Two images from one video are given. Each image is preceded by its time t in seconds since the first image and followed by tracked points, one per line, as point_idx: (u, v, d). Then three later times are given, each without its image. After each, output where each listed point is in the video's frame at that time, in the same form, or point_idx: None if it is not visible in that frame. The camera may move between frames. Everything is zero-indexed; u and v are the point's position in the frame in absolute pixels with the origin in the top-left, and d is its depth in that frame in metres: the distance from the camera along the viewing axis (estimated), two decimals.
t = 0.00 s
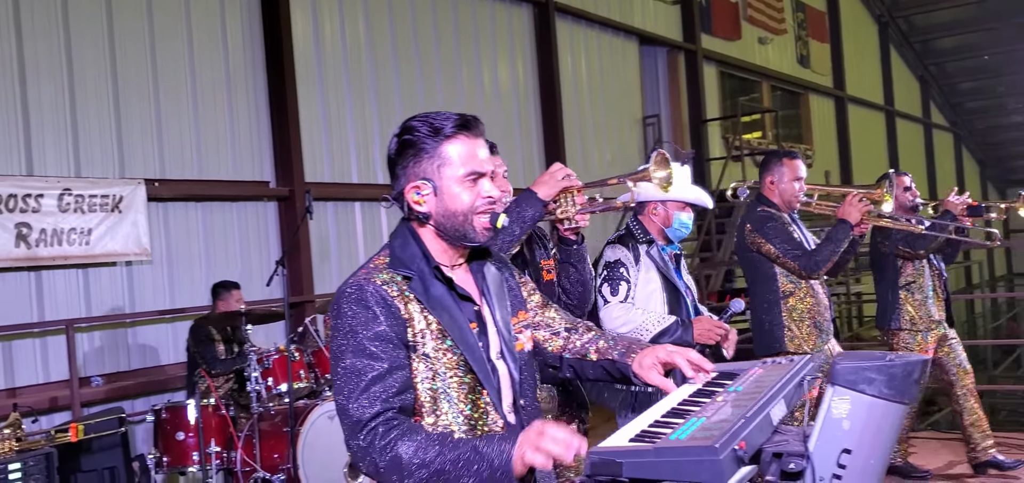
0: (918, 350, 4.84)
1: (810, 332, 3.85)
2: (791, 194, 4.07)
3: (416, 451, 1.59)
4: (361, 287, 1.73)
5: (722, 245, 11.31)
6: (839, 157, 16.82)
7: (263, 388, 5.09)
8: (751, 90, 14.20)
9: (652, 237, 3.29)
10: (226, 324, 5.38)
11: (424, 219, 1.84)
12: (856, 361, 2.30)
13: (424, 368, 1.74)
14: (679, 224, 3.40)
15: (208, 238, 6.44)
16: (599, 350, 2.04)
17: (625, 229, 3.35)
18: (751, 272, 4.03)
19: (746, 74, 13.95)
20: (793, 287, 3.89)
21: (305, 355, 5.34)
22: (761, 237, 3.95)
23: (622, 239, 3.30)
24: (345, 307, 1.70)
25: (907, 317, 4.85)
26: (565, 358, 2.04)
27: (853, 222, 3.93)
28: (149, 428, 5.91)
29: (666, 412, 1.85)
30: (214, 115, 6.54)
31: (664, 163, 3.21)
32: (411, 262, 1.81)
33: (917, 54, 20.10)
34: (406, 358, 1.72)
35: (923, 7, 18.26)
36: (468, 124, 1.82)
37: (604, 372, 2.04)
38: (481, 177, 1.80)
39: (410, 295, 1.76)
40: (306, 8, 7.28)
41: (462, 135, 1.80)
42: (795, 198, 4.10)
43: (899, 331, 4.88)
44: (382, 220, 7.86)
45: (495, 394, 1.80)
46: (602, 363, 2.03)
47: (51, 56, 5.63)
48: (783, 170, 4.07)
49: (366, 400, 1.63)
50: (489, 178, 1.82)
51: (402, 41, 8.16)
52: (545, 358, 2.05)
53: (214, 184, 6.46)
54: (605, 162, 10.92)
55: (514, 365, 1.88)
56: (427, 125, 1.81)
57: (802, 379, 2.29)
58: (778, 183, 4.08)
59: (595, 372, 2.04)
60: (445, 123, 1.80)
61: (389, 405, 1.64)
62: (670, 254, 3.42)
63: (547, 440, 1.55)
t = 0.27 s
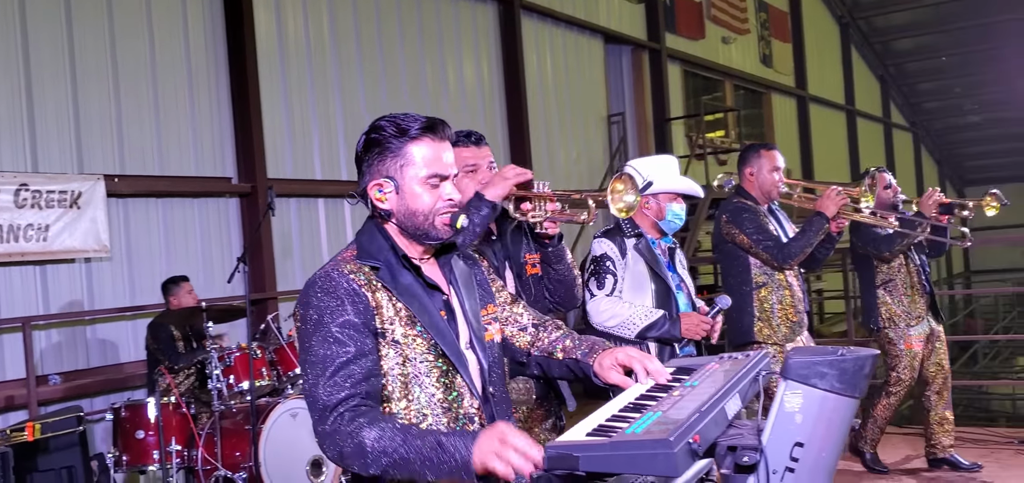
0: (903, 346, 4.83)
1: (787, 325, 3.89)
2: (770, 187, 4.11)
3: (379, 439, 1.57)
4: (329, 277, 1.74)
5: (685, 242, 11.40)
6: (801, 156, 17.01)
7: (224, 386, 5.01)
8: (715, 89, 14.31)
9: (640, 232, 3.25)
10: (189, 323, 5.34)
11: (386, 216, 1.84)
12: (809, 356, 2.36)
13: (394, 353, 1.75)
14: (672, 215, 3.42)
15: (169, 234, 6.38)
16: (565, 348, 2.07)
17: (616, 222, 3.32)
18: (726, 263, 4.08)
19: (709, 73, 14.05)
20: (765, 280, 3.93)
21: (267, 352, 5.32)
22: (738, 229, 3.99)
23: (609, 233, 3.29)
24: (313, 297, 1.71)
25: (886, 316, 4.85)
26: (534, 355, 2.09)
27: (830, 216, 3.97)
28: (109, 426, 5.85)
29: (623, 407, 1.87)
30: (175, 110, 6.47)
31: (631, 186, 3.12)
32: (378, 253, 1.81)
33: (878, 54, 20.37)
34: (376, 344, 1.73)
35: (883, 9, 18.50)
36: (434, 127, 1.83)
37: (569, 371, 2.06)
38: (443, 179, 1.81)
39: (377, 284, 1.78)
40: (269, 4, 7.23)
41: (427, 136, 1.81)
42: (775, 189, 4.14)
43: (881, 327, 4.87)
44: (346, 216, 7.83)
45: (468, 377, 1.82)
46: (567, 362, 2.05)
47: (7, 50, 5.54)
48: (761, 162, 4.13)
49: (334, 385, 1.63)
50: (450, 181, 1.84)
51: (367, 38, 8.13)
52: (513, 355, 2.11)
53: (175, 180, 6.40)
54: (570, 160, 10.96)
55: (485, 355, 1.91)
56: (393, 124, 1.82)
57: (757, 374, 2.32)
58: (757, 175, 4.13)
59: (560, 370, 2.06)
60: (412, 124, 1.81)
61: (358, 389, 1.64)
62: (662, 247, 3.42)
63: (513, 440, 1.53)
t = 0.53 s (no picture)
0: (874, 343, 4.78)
1: (751, 325, 3.93)
2: (729, 187, 4.09)
3: (350, 447, 1.61)
4: (304, 280, 1.74)
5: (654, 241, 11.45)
6: (769, 155, 17.16)
7: (190, 385, 4.99)
8: (684, 89, 14.39)
9: (616, 229, 3.31)
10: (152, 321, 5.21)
11: (364, 220, 1.82)
12: (770, 353, 2.42)
13: (364, 359, 1.74)
14: (651, 210, 3.42)
15: (135, 232, 6.31)
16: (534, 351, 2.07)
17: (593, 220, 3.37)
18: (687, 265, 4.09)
19: (678, 73, 14.12)
20: (728, 281, 3.97)
21: (234, 351, 5.28)
22: (700, 232, 4.00)
23: (585, 231, 3.31)
24: (286, 299, 1.71)
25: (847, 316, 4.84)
26: (505, 359, 2.07)
27: (792, 224, 3.99)
28: (73, 427, 5.78)
29: (587, 404, 1.88)
30: (141, 107, 6.41)
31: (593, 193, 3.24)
32: (353, 257, 1.80)
33: (845, 55, 20.58)
34: (346, 350, 1.73)
35: (850, 10, 18.69)
36: (424, 138, 1.81)
37: (539, 373, 2.06)
38: (426, 190, 1.79)
39: (351, 289, 1.77)
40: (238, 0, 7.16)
41: (414, 146, 1.79)
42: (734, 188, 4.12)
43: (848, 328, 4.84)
44: (314, 214, 7.79)
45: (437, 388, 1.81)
46: (537, 365, 2.05)
47: None
48: (720, 164, 4.10)
49: (303, 391, 1.63)
50: (434, 193, 1.82)
51: (336, 35, 8.09)
52: (485, 359, 2.09)
53: (141, 177, 6.33)
54: (539, 158, 10.98)
55: (456, 361, 1.91)
56: (383, 130, 1.80)
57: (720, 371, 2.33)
58: (717, 176, 4.10)
59: (530, 373, 2.06)
60: (401, 132, 1.79)
61: (328, 393, 1.65)
62: (640, 242, 3.42)
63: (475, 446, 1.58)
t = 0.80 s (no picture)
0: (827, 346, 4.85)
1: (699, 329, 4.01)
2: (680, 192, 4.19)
3: (314, 457, 1.58)
4: (273, 284, 1.73)
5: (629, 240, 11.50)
6: (743, 155, 17.27)
7: (164, 385, 4.94)
8: (659, 89, 14.46)
9: (584, 230, 3.31)
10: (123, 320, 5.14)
11: (341, 223, 1.82)
12: (740, 351, 2.45)
13: (333, 366, 1.75)
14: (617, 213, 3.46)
15: (107, 230, 6.26)
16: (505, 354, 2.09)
17: (559, 220, 3.38)
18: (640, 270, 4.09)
19: (653, 73, 14.18)
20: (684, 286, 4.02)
21: (207, 350, 5.25)
22: (657, 237, 4.03)
23: (555, 232, 3.31)
24: (254, 303, 1.70)
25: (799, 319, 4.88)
26: (473, 363, 2.09)
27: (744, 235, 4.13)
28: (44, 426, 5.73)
29: (562, 402, 1.91)
30: (114, 104, 6.36)
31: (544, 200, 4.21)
32: (325, 261, 1.81)
33: (818, 56, 20.75)
34: (315, 356, 1.72)
35: (824, 12, 18.86)
36: (404, 141, 1.82)
37: (508, 373, 2.07)
38: (405, 194, 1.80)
39: (322, 294, 1.77)
40: None
41: (395, 150, 1.80)
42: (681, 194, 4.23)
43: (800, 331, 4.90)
44: (289, 212, 7.77)
45: (409, 395, 1.82)
46: (507, 365, 2.07)
47: None
48: (673, 169, 4.18)
49: (269, 399, 1.62)
50: (412, 197, 1.83)
51: (311, 33, 8.06)
52: (456, 365, 2.11)
53: (114, 175, 6.29)
54: (515, 157, 11.00)
55: (429, 366, 1.92)
56: (361, 132, 1.80)
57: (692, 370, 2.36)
58: (669, 181, 4.17)
59: (499, 374, 2.07)
60: (382, 135, 1.80)
61: (294, 403, 1.64)
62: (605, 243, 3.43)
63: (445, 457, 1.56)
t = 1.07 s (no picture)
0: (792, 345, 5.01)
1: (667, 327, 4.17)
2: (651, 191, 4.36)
3: (303, 454, 1.59)
4: (257, 285, 1.74)
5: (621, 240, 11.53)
6: (735, 156, 17.32)
7: (155, 385, 4.93)
8: (651, 89, 14.49)
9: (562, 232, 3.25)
10: (114, 320, 5.16)
11: (326, 223, 1.83)
12: (733, 354, 2.46)
13: (319, 365, 1.76)
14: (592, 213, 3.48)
15: (99, 229, 6.26)
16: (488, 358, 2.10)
17: (535, 218, 3.28)
18: (619, 268, 4.15)
19: (645, 73, 14.22)
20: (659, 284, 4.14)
21: (199, 349, 5.24)
22: (639, 235, 4.09)
23: (534, 233, 3.23)
24: (237, 304, 1.71)
25: (779, 316, 5.03)
26: (458, 368, 2.10)
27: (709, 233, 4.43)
28: (35, 426, 5.73)
29: (552, 405, 1.92)
30: (105, 103, 6.35)
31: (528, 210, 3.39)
32: (309, 259, 1.80)
33: (809, 57, 20.82)
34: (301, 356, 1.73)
35: (816, 13, 18.92)
36: (385, 136, 1.84)
37: (490, 379, 2.07)
38: (390, 190, 1.82)
39: (307, 293, 1.78)
40: None
41: (378, 146, 1.82)
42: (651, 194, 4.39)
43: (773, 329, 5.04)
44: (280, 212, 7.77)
45: (397, 394, 1.84)
46: (489, 371, 2.07)
47: None
48: (644, 167, 4.35)
49: (255, 399, 1.63)
50: (396, 193, 1.84)
51: (304, 33, 8.07)
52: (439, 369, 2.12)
53: (105, 174, 6.28)
54: (508, 158, 11.02)
55: (418, 365, 1.94)
56: (343, 129, 1.82)
57: (685, 372, 2.38)
58: (644, 180, 4.34)
59: (481, 380, 2.07)
60: (363, 132, 1.81)
61: (280, 405, 1.65)
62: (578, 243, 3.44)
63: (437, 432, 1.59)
